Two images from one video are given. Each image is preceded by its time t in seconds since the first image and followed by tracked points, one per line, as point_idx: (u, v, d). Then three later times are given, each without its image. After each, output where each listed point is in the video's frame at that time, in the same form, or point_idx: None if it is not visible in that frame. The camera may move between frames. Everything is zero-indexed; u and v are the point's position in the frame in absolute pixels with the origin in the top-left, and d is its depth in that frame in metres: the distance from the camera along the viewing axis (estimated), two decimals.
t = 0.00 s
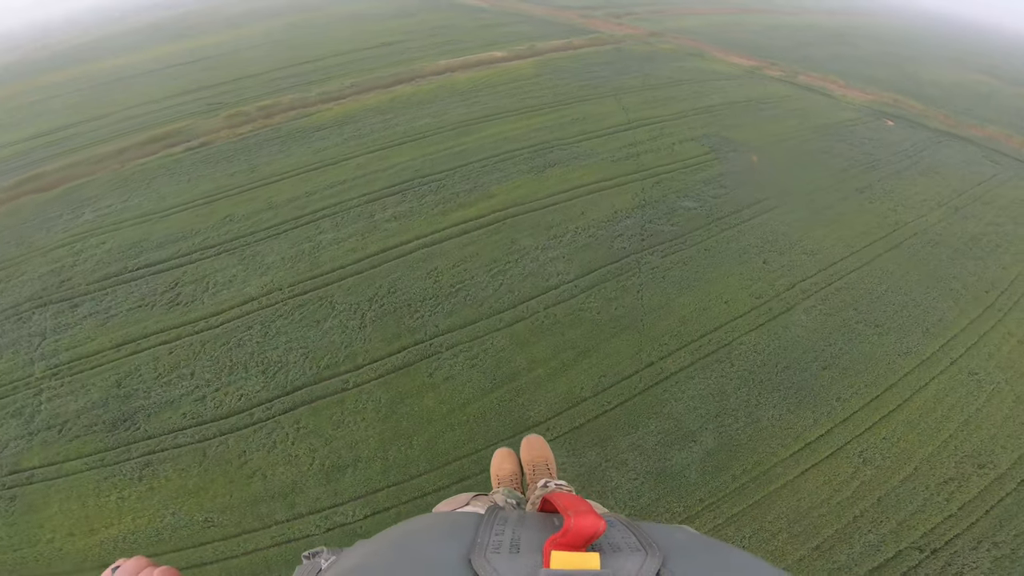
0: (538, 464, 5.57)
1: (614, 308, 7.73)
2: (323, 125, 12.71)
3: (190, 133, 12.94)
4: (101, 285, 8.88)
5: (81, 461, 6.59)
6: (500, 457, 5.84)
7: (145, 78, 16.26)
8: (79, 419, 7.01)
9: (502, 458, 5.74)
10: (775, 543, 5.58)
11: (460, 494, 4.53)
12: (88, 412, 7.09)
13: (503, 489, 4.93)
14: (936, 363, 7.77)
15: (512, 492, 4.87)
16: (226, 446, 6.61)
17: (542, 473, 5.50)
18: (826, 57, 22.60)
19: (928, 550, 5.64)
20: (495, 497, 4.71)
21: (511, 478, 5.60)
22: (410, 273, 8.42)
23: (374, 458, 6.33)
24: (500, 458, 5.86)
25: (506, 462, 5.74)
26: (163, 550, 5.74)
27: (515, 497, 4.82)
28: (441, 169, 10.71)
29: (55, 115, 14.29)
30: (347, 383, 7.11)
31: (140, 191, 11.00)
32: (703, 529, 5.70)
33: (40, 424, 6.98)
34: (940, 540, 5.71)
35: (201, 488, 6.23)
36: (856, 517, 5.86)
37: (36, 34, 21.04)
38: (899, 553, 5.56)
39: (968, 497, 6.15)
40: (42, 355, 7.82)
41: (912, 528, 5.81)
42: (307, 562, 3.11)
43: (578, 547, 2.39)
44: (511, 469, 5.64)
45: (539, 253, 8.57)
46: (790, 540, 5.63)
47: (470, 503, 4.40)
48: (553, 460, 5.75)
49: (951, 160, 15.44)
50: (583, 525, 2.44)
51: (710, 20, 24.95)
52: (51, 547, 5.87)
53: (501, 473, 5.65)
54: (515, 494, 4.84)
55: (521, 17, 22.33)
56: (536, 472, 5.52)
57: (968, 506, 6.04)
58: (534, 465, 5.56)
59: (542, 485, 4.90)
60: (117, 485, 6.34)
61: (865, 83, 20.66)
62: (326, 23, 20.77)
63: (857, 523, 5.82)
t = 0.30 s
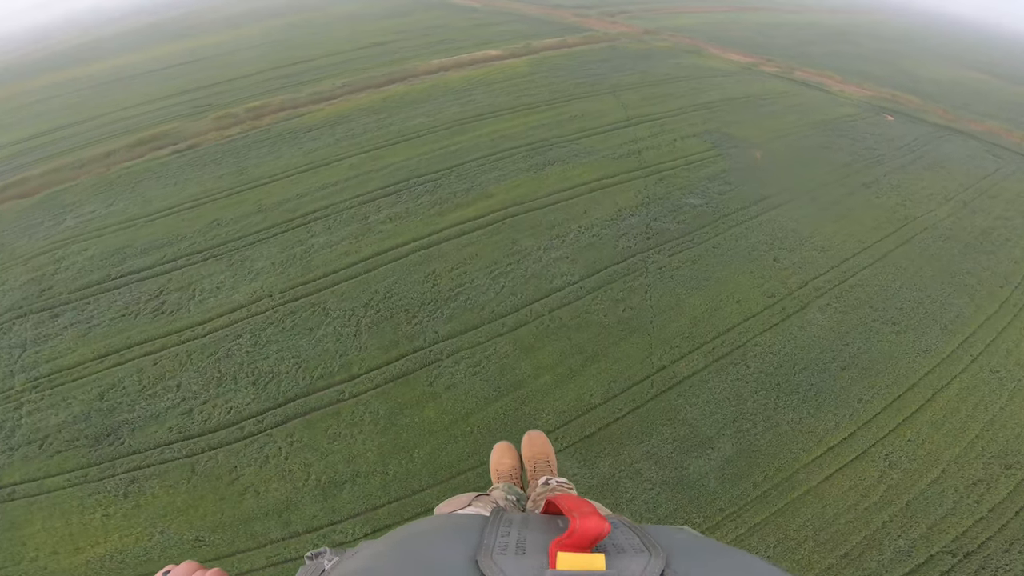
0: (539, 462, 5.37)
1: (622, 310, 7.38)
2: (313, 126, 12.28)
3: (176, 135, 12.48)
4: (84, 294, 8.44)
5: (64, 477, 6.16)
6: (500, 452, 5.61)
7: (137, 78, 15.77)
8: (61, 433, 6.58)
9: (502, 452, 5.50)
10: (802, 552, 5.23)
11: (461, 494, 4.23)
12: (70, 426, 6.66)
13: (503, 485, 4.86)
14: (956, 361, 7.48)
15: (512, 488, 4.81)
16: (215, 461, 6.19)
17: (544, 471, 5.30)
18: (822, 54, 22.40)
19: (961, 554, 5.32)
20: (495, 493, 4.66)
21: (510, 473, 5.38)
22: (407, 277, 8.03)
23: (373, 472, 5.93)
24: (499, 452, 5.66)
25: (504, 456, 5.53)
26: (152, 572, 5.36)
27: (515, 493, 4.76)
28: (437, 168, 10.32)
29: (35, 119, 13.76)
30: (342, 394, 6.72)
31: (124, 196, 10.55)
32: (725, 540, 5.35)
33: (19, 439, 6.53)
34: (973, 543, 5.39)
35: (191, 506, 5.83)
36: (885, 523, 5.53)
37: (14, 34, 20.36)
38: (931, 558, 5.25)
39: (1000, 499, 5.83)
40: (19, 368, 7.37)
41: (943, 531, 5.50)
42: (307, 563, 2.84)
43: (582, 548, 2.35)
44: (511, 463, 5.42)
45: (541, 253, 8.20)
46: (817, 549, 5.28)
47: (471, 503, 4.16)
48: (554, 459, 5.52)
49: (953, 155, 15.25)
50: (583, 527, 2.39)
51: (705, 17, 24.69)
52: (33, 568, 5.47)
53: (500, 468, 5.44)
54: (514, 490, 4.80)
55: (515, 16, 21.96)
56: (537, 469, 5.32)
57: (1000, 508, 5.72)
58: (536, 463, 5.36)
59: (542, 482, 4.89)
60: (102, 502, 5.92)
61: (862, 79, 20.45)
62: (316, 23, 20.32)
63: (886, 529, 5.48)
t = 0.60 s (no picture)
0: (539, 467, 5.13)
1: (631, 313, 7.02)
2: (305, 126, 11.86)
3: (164, 138, 12.06)
4: (65, 302, 8.01)
5: (43, 493, 5.74)
6: (501, 456, 5.34)
7: (123, 80, 15.32)
8: (40, 447, 6.16)
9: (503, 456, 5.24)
10: (833, 564, 4.88)
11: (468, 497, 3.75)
12: (50, 440, 6.23)
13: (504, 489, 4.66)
14: (981, 361, 7.16)
15: (514, 492, 4.61)
16: (204, 477, 5.78)
17: (544, 476, 5.07)
18: (820, 51, 22.19)
19: (997, 560, 5.00)
20: (494, 498, 4.35)
21: (511, 477, 5.17)
22: (405, 281, 7.64)
23: (372, 488, 5.54)
24: (501, 454, 5.41)
25: (506, 459, 5.32)
26: None
27: (517, 497, 4.56)
28: (435, 168, 9.93)
29: (16, 122, 13.28)
30: (338, 406, 6.32)
31: (109, 200, 10.13)
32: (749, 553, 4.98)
33: None
34: (1008, 548, 5.07)
35: (178, 525, 5.42)
36: (917, 530, 5.19)
37: None
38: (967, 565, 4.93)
39: None
40: None
41: (977, 537, 5.16)
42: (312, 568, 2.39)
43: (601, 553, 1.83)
44: (512, 468, 5.18)
45: (545, 254, 7.82)
46: (848, 559, 4.93)
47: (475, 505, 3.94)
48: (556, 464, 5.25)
49: (957, 151, 15.05)
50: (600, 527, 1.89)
51: (701, 15, 24.42)
52: None
53: (501, 472, 5.25)
54: (517, 495, 4.60)
55: (511, 16, 21.59)
56: (537, 474, 5.09)
57: None
58: (536, 468, 5.13)
59: (544, 488, 4.54)
60: (84, 519, 5.51)
61: (862, 76, 20.25)
62: (307, 24, 19.92)
63: (918, 536, 5.15)
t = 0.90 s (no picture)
0: (543, 472, 4.91)
1: (641, 316, 6.67)
2: (293, 130, 11.45)
3: (147, 145, 11.61)
4: (43, 318, 7.56)
5: (24, 516, 5.34)
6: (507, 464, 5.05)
7: (103, 88, 14.81)
8: (20, 469, 5.75)
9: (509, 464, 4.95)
10: (869, 571, 4.57)
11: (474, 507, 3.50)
12: (28, 462, 5.81)
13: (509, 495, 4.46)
14: (1004, 355, 6.88)
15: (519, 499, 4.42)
16: (192, 498, 5.37)
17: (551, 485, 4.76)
18: (812, 47, 22.05)
19: None
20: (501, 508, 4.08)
21: (517, 485, 4.88)
22: (400, 288, 7.25)
23: (373, 510, 5.14)
24: (506, 462, 5.15)
25: (511, 466, 5.07)
26: None
27: (522, 503, 4.36)
28: (429, 169, 9.53)
29: None
30: (334, 421, 5.92)
31: (91, 210, 9.68)
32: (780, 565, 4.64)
33: None
34: None
35: (166, 551, 5.02)
36: (956, 534, 4.87)
37: None
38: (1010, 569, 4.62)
39: None
40: None
41: (1017, 538, 4.87)
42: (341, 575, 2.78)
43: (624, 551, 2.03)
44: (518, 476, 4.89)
45: (547, 257, 7.46)
46: (886, 567, 4.62)
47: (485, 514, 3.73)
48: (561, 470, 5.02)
49: (956, 144, 14.92)
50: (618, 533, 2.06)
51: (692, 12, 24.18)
52: None
53: (507, 480, 4.99)
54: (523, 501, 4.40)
55: (500, 16, 21.12)
56: (542, 481, 4.86)
57: None
58: (540, 473, 4.90)
59: (550, 495, 4.35)
60: (67, 543, 5.12)
61: (855, 71, 20.12)
62: (294, 28, 19.50)
63: (957, 540, 4.83)
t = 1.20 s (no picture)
0: (534, 474, 4.66)
1: (644, 318, 6.35)
2: (271, 139, 11.00)
3: (118, 157, 11.05)
4: (7, 342, 6.98)
5: None
6: (499, 467, 4.83)
7: (67, 99, 14.07)
8: None
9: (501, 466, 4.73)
10: (910, 574, 4.37)
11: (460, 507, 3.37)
12: None
13: (500, 496, 4.24)
14: (1017, 344, 6.78)
15: (511, 500, 4.20)
16: (176, 526, 4.95)
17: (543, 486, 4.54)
18: (792, 42, 22.05)
19: None
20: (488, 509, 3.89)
21: (510, 488, 4.64)
22: (389, 299, 6.80)
23: (371, 538, 4.72)
24: (497, 464, 4.93)
25: (501, 468, 4.85)
26: None
27: (513, 505, 4.14)
28: (415, 173, 9.10)
29: None
30: (324, 443, 5.48)
31: (59, 228, 9.12)
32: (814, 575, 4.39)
33: None
34: None
35: None
36: (993, 532, 4.69)
37: None
38: None
39: None
40: None
41: None
42: None
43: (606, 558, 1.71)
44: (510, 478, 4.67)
45: (543, 260, 7.09)
46: (925, 569, 4.44)
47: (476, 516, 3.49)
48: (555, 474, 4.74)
49: (940, 134, 15.02)
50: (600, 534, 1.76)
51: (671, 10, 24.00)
52: None
53: (498, 482, 4.78)
54: (513, 502, 4.18)
55: (479, 19, 20.69)
56: (534, 483, 4.62)
57: None
58: (532, 475, 4.67)
59: (541, 496, 4.14)
60: None
61: (836, 65, 20.20)
62: (268, 34, 18.90)
63: (996, 539, 4.65)
